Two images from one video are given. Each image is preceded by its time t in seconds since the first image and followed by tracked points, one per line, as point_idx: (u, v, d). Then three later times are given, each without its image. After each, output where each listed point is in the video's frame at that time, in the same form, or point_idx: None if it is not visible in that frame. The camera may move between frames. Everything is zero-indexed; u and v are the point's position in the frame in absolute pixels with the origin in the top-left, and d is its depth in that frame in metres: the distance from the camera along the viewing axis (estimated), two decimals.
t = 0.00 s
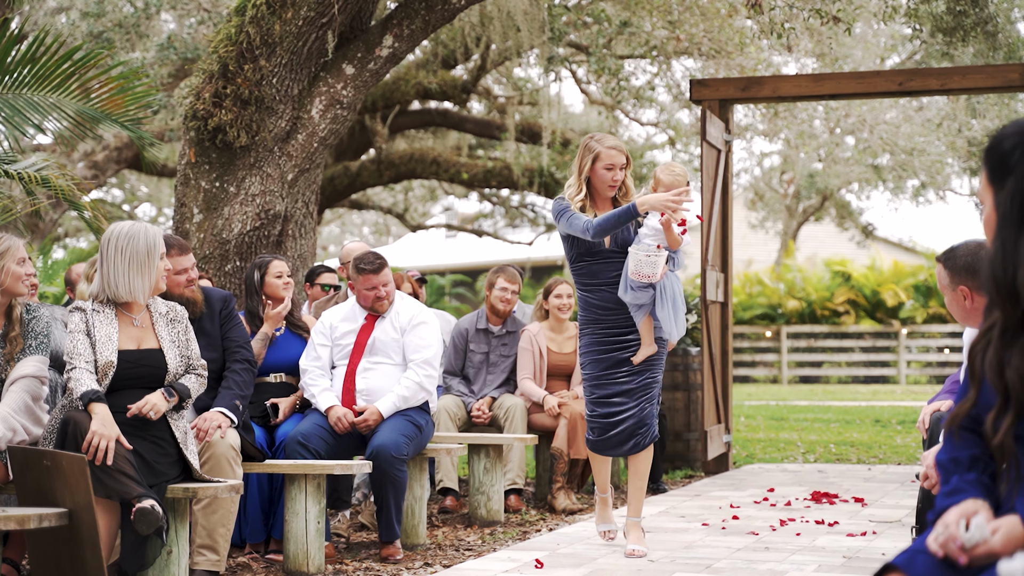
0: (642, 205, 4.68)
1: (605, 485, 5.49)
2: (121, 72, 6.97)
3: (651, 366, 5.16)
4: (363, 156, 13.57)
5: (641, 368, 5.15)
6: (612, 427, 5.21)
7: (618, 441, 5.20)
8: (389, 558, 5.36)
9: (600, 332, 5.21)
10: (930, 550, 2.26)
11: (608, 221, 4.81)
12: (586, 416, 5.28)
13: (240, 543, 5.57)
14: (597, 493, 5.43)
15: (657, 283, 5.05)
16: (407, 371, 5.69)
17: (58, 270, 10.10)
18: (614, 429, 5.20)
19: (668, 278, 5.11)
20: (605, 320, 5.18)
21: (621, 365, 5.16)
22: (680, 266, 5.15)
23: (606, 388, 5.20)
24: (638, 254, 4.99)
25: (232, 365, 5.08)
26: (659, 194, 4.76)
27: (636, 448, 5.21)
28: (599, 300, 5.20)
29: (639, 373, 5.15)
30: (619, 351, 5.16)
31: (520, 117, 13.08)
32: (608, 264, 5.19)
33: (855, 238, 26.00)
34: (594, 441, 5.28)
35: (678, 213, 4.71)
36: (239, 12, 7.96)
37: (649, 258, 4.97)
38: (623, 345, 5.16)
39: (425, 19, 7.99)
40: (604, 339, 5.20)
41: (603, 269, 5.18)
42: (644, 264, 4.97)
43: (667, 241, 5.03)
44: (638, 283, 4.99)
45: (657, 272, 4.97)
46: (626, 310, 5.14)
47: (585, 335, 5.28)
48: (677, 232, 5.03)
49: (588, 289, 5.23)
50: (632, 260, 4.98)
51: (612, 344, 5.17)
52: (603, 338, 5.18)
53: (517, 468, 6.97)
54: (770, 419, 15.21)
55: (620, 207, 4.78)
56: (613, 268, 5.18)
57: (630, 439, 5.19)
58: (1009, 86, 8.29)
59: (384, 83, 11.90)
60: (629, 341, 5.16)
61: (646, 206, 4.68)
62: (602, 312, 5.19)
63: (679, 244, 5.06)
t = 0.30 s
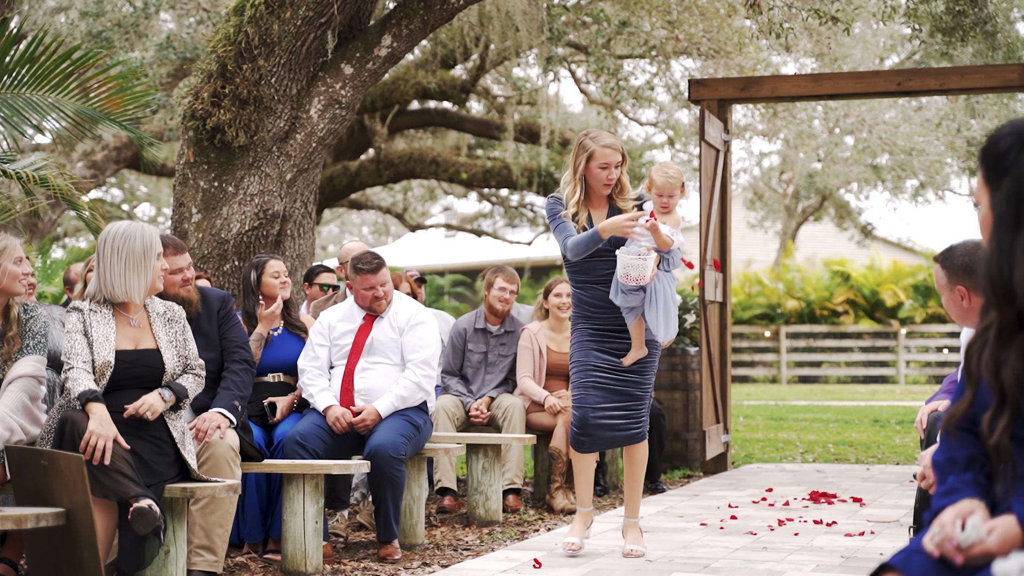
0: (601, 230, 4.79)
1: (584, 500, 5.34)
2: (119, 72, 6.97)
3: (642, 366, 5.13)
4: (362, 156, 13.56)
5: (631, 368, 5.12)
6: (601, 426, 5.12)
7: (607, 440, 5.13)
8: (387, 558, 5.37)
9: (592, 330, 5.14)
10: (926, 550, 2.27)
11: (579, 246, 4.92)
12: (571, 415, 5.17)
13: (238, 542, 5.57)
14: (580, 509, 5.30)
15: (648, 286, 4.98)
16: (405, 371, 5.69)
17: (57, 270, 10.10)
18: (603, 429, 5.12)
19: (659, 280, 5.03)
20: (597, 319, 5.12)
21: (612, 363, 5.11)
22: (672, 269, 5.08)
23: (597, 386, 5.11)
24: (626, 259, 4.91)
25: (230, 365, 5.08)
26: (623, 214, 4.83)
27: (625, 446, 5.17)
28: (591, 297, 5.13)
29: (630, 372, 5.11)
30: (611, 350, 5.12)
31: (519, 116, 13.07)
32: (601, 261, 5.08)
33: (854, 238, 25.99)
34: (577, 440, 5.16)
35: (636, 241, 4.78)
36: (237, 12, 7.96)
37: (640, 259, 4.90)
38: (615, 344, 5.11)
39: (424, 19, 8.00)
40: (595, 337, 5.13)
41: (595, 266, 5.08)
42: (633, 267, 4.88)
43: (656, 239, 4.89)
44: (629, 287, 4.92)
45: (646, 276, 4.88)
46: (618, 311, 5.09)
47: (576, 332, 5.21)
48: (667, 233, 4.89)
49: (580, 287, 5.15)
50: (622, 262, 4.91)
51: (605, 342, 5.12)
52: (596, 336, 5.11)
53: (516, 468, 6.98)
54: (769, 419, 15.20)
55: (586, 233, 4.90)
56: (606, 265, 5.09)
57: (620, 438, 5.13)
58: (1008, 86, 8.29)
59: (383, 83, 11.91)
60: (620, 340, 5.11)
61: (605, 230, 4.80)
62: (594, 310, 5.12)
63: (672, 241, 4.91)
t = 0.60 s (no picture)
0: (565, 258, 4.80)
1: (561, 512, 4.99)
2: (120, 72, 6.98)
3: (631, 368, 5.07)
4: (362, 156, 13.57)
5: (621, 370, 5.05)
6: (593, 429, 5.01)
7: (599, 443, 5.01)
8: (387, 557, 5.37)
9: (582, 331, 5.03)
10: (925, 550, 2.27)
11: (553, 270, 4.91)
12: (560, 419, 5.04)
13: (238, 542, 5.58)
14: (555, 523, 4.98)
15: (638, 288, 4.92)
16: (405, 371, 5.69)
17: (57, 270, 10.11)
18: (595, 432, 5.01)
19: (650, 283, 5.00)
20: (587, 320, 5.03)
21: (602, 365, 5.03)
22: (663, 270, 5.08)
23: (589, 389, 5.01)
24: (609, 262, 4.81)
25: (231, 365, 5.08)
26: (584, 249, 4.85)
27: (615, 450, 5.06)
28: (581, 298, 5.03)
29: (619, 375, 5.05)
30: (601, 351, 5.04)
31: (520, 117, 13.08)
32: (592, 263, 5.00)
33: (855, 238, 25.98)
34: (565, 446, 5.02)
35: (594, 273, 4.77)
36: (238, 12, 7.97)
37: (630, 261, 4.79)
38: (605, 346, 5.04)
39: (424, 19, 8.01)
40: (585, 339, 5.03)
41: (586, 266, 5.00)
42: (623, 269, 4.78)
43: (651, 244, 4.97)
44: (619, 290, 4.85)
45: (637, 278, 4.80)
46: (608, 313, 5.01)
47: (564, 334, 5.10)
48: (661, 238, 4.97)
49: (569, 287, 5.06)
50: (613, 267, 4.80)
51: (595, 343, 5.02)
52: (586, 338, 5.02)
53: (516, 468, 6.98)
54: (769, 419, 15.21)
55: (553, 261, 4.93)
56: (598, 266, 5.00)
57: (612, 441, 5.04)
58: (1008, 86, 8.29)
59: (383, 83, 11.91)
60: (611, 342, 5.04)
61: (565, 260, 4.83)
62: (584, 310, 5.04)
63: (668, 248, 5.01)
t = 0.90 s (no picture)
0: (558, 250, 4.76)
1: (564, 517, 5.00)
2: (121, 72, 6.97)
3: (620, 370, 4.98)
4: (364, 156, 13.58)
5: (609, 372, 4.96)
6: (582, 432, 4.94)
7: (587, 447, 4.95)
8: (389, 557, 5.37)
9: (571, 330, 4.95)
10: (927, 550, 2.27)
11: (536, 270, 4.85)
12: (552, 424, 4.98)
13: (240, 542, 5.58)
14: (558, 529, 4.99)
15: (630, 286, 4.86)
16: (407, 371, 5.69)
17: (59, 270, 10.11)
18: (584, 436, 4.94)
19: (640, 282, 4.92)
20: (575, 320, 4.96)
21: (590, 368, 4.94)
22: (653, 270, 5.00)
23: (578, 391, 4.93)
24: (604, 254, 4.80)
25: (233, 365, 5.08)
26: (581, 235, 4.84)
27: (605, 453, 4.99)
28: (568, 298, 4.96)
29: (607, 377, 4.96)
30: (588, 353, 4.95)
31: (522, 117, 13.08)
32: (578, 261, 4.95)
33: (856, 238, 25.97)
34: (556, 452, 4.95)
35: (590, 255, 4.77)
36: (239, 11, 7.97)
37: (619, 260, 4.77)
38: (592, 346, 4.95)
39: (425, 19, 8.01)
40: (573, 340, 4.95)
41: (573, 265, 4.95)
42: (615, 268, 4.77)
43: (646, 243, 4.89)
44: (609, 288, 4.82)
45: (629, 275, 4.77)
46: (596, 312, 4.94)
47: (550, 334, 5.01)
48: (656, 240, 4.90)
49: (556, 286, 4.98)
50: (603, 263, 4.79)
51: (584, 344, 4.95)
52: (573, 340, 4.93)
53: (517, 468, 6.98)
54: (771, 419, 15.20)
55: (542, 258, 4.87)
56: (585, 264, 4.95)
57: (601, 444, 4.97)
58: (1009, 86, 8.30)
59: (385, 83, 11.91)
60: (598, 343, 4.96)
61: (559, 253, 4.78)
62: (571, 309, 4.96)
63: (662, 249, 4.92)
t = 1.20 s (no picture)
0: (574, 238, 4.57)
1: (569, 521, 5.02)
2: (125, 72, 6.99)
3: (613, 366, 4.81)
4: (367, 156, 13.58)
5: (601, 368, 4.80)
6: (575, 430, 4.82)
7: (580, 446, 4.82)
8: (393, 557, 5.36)
9: (562, 325, 4.85)
10: (932, 550, 2.26)
11: (539, 255, 4.66)
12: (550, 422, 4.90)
13: (244, 542, 5.58)
14: (564, 530, 5.01)
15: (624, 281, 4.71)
16: (410, 371, 5.69)
17: (62, 270, 10.12)
18: (576, 434, 4.82)
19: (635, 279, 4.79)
20: (566, 316, 4.84)
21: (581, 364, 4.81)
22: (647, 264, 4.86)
23: (568, 389, 4.82)
24: (601, 256, 4.57)
25: (236, 364, 5.06)
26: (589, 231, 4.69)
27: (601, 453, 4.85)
28: (560, 292, 4.85)
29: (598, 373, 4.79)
30: (579, 348, 4.83)
31: (525, 117, 13.07)
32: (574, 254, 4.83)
33: (860, 238, 25.94)
34: (555, 451, 4.91)
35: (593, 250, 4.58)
36: (243, 12, 7.97)
37: (615, 255, 4.58)
38: (584, 342, 4.83)
39: (429, 19, 8.00)
40: (564, 336, 4.84)
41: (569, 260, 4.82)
42: (612, 264, 4.57)
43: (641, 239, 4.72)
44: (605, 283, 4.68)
45: (627, 270, 4.59)
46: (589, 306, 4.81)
47: (544, 331, 4.92)
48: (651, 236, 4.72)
49: (549, 280, 4.88)
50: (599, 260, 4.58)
51: (575, 340, 4.83)
52: (564, 337, 4.83)
53: (521, 468, 6.98)
54: (775, 419, 15.18)
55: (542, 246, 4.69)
56: (580, 259, 4.82)
57: (594, 443, 4.81)
58: (1015, 86, 8.27)
59: (388, 83, 11.90)
60: (591, 339, 4.83)
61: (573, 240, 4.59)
62: (564, 306, 4.84)
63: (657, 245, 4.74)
